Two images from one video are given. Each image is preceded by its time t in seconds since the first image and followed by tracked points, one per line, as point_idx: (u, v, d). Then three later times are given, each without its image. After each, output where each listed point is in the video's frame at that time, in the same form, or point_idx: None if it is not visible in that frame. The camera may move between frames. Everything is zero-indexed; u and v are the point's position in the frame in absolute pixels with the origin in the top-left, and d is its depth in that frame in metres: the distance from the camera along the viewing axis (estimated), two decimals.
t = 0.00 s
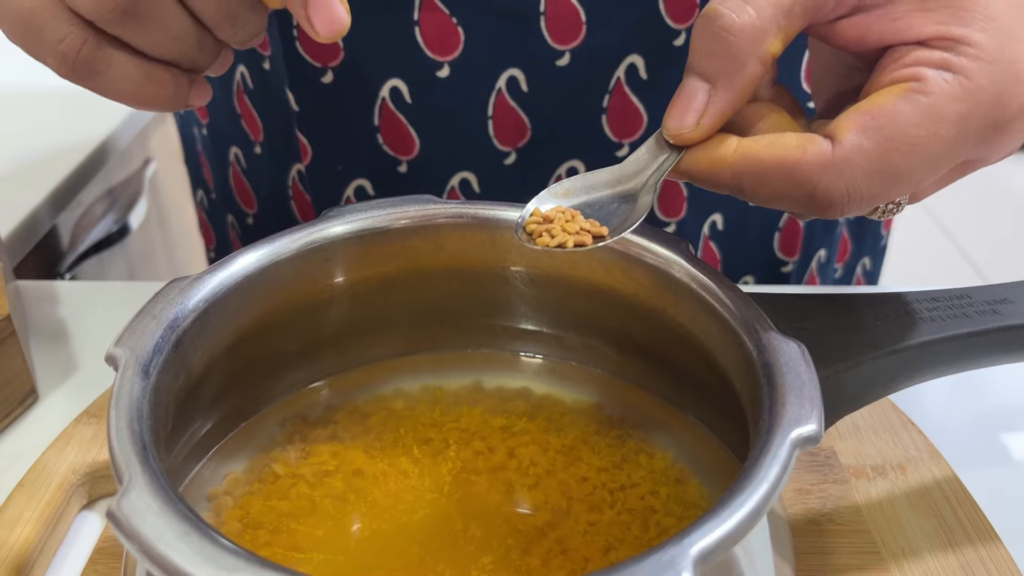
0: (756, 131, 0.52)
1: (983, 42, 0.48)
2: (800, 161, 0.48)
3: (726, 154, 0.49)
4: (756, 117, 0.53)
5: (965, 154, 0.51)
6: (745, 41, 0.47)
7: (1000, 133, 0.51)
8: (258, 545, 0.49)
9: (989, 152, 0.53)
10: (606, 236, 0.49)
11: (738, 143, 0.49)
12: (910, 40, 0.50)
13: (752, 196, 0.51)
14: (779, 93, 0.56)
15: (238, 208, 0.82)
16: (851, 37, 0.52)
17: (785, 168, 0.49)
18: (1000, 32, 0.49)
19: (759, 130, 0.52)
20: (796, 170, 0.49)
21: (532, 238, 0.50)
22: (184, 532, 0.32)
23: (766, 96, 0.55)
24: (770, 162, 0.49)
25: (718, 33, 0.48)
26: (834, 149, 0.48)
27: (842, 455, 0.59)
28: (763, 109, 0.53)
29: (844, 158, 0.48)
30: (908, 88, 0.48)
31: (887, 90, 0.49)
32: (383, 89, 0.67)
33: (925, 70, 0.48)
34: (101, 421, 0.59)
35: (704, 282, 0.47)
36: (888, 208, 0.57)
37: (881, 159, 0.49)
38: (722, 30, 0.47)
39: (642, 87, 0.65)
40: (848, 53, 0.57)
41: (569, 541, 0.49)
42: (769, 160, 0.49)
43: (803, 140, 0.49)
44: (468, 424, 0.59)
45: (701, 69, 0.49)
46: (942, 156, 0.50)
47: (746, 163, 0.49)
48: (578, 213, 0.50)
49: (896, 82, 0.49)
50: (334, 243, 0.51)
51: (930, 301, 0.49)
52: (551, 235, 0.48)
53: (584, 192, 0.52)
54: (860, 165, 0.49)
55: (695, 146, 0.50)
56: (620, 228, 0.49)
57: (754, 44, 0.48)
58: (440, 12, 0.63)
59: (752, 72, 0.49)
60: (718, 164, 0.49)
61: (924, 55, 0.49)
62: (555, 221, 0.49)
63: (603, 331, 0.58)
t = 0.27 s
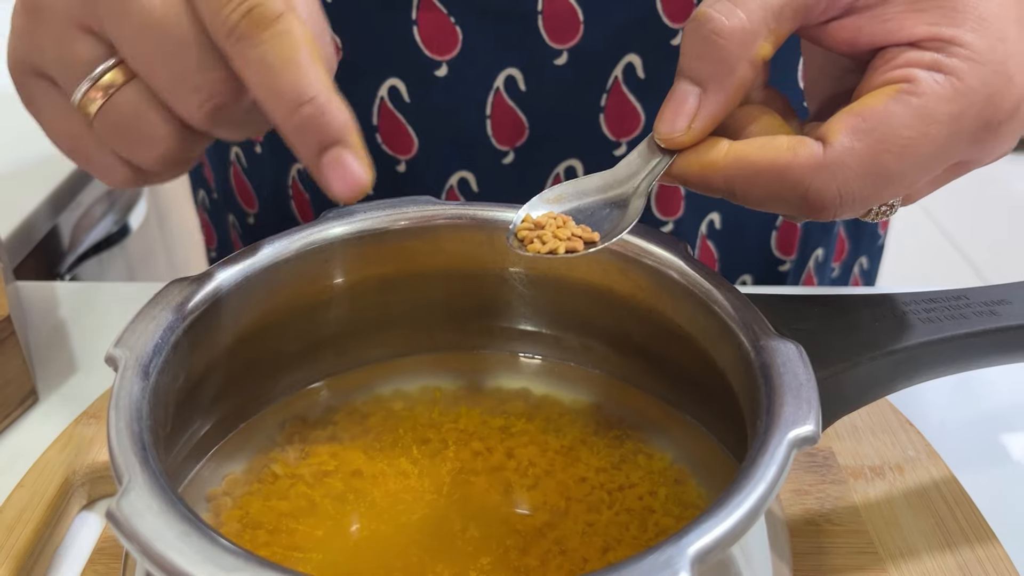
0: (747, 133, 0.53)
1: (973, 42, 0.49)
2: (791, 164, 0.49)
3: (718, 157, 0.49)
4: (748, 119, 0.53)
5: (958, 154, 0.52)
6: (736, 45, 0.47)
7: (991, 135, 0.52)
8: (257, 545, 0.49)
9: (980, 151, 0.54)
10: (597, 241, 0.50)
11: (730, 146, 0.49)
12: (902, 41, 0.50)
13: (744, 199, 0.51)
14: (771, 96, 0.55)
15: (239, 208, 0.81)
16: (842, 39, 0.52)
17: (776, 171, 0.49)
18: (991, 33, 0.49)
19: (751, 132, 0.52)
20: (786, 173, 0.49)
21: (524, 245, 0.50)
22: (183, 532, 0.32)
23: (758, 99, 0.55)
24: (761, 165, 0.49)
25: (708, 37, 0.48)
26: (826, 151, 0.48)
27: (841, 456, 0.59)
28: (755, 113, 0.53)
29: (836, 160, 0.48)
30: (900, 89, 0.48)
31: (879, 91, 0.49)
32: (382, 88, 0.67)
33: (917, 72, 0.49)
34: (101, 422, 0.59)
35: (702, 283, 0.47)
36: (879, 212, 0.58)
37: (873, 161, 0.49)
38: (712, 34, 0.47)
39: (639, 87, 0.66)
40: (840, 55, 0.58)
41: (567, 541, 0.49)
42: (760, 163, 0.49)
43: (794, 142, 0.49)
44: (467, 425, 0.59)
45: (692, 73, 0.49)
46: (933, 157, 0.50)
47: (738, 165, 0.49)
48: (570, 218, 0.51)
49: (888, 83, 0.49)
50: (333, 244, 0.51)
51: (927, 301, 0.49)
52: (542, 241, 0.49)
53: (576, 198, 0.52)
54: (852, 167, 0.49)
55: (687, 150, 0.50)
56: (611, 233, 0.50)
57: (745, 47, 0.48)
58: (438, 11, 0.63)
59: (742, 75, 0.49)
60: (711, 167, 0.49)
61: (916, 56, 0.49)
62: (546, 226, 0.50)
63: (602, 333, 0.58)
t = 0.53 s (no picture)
0: (729, 137, 0.52)
1: (953, 51, 0.49)
2: (769, 171, 0.49)
3: (697, 163, 0.49)
4: (730, 123, 0.53)
5: (936, 162, 0.52)
6: (714, 51, 0.47)
7: (969, 143, 0.52)
8: (258, 545, 0.49)
9: (958, 160, 0.54)
10: (573, 252, 0.48)
11: (709, 152, 0.49)
12: (881, 49, 0.50)
13: (722, 204, 0.51)
14: (751, 99, 0.56)
15: (234, 203, 0.81)
16: (824, 44, 0.52)
17: (753, 177, 0.49)
18: (971, 42, 0.50)
19: (732, 138, 0.52)
20: (764, 180, 0.49)
21: (502, 257, 0.49)
22: (184, 531, 0.32)
23: (739, 101, 0.55)
24: (739, 171, 0.49)
25: (688, 42, 0.47)
26: (804, 159, 0.48)
27: (841, 456, 0.59)
28: (736, 116, 0.53)
29: (814, 169, 0.48)
30: (878, 97, 0.48)
31: (857, 99, 0.49)
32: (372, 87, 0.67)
33: (895, 80, 0.49)
34: (101, 422, 0.59)
35: (703, 283, 0.47)
36: (859, 217, 0.59)
37: (851, 169, 0.49)
38: (692, 40, 0.47)
39: (629, 87, 0.66)
40: (823, 60, 0.58)
41: (568, 541, 0.49)
42: (739, 169, 0.49)
43: (772, 150, 0.49)
44: (468, 425, 0.59)
45: (672, 77, 0.49)
46: (911, 166, 0.50)
47: (716, 172, 0.49)
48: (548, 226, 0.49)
49: (867, 91, 0.49)
50: (332, 245, 0.51)
51: (927, 302, 0.49)
52: (519, 252, 0.48)
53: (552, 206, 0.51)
54: (829, 176, 0.49)
55: (667, 155, 0.50)
56: (588, 243, 0.49)
57: (724, 53, 0.48)
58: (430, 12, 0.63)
59: (722, 81, 0.49)
60: (689, 172, 0.49)
61: (894, 64, 0.49)
62: (525, 238, 0.48)
63: (601, 333, 0.58)
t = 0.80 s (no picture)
0: (749, 135, 0.53)
1: (973, 48, 0.49)
2: (791, 168, 0.49)
3: (717, 159, 0.50)
4: (748, 120, 0.53)
5: (953, 159, 0.52)
6: (736, 49, 0.47)
7: (987, 139, 0.52)
8: (257, 545, 0.49)
9: (976, 156, 0.54)
10: (597, 247, 0.50)
11: (729, 148, 0.50)
12: (901, 46, 0.50)
13: (744, 200, 0.52)
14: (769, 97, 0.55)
15: (232, 209, 0.81)
16: (841, 41, 0.52)
17: (775, 174, 0.49)
18: (990, 39, 0.50)
19: (751, 135, 0.53)
20: (786, 177, 0.49)
21: (526, 251, 0.50)
22: (183, 532, 0.32)
23: (757, 99, 0.55)
24: (760, 168, 0.49)
25: (709, 39, 0.48)
26: (826, 155, 0.49)
27: (841, 456, 0.59)
28: (753, 113, 0.53)
29: (836, 165, 0.49)
30: (899, 94, 0.49)
31: (878, 96, 0.49)
32: (377, 89, 0.67)
33: (915, 77, 0.49)
34: (101, 422, 0.59)
35: (703, 282, 0.47)
36: (876, 215, 0.58)
37: (873, 166, 0.49)
38: (713, 36, 0.47)
39: (636, 89, 0.66)
40: (835, 57, 0.58)
41: (568, 541, 0.49)
42: (760, 166, 0.49)
43: (794, 146, 0.49)
44: (468, 426, 0.59)
45: (692, 74, 0.49)
46: (931, 162, 0.51)
47: (737, 169, 0.49)
48: (570, 223, 0.51)
49: (886, 88, 0.50)
50: (332, 245, 0.51)
51: (928, 301, 0.49)
52: (543, 247, 0.49)
53: (576, 201, 0.53)
54: (851, 172, 0.49)
55: (687, 152, 0.51)
56: (612, 238, 0.50)
57: (745, 51, 0.48)
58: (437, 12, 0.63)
59: (743, 78, 0.49)
60: (710, 169, 0.50)
61: (914, 61, 0.49)
62: (548, 232, 0.50)
63: (601, 333, 0.58)
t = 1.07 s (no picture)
0: (764, 140, 0.53)
1: (985, 54, 0.50)
2: (808, 173, 0.49)
3: (735, 164, 0.49)
4: (763, 126, 0.53)
5: (968, 162, 0.52)
6: (754, 54, 0.47)
7: (1002, 143, 0.52)
8: (257, 545, 0.49)
9: (988, 160, 0.54)
10: (620, 250, 0.49)
11: (747, 153, 0.49)
12: (913, 52, 0.51)
13: (761, 206, 0.51)
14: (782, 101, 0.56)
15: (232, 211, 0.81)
16: (854, 47, 0.53)
17: (793, 178, 0.49)
18: (1003, 45, 0.50)
19: (767, 140, 0.53)
20: (803, 181, 0.49)
21: (548, 255, 0.50)
22: (183, 532, 0.32)
23: (771, 103, 0.56)
24: (778, 172, 0.49)
25: (726, 46, 0.48)
26: (843, 160, 0.49)
27: (841, 456, 0.59)
28: (768, 118, 0.54)
29: (853, 170, 0.49)
30: (914, 99, 0.49)
31: (894, 101, 0.50)
32: (378, 93, 0.72)
33: (930, 82, 0.49)
34: (101, 422, 0.59)
35: (703, 282, 0.47)
36: (891, 216, 0.58)
37: (890, 171, 0.49)
38: (730, 43, 0.47)
39: (639, 92, 0.71)
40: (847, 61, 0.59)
41: (568, 541, 0.49)
42: (778, 170, 0.49)
43: (811, 151, 0.49)
44: (468, 426, 0.59)
45: (709, 81, 0.49)
46: (945, 166, 0.51)
47: (755, 173, 0.49)
48: (591, 227, 0.51)
49: (902, 93, 0.50)
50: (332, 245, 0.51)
51: (930, 300, 0.49)
52: (566, 251, 0.49)
53: (596, 206, 0.52)
54: (869, 177, 0.49)
55: (705, 157, 0.50)
56: (634, 242, 0.49)
57: (763, 57, 0.48)
58: (437, 20, 0.68)
59: (760, 84, 0.49)
60: (727, 174, 0.50)
61: (928, 67, 0.50)
62: (569, 237, 0.50)
63: (602, 333, 0.58)
